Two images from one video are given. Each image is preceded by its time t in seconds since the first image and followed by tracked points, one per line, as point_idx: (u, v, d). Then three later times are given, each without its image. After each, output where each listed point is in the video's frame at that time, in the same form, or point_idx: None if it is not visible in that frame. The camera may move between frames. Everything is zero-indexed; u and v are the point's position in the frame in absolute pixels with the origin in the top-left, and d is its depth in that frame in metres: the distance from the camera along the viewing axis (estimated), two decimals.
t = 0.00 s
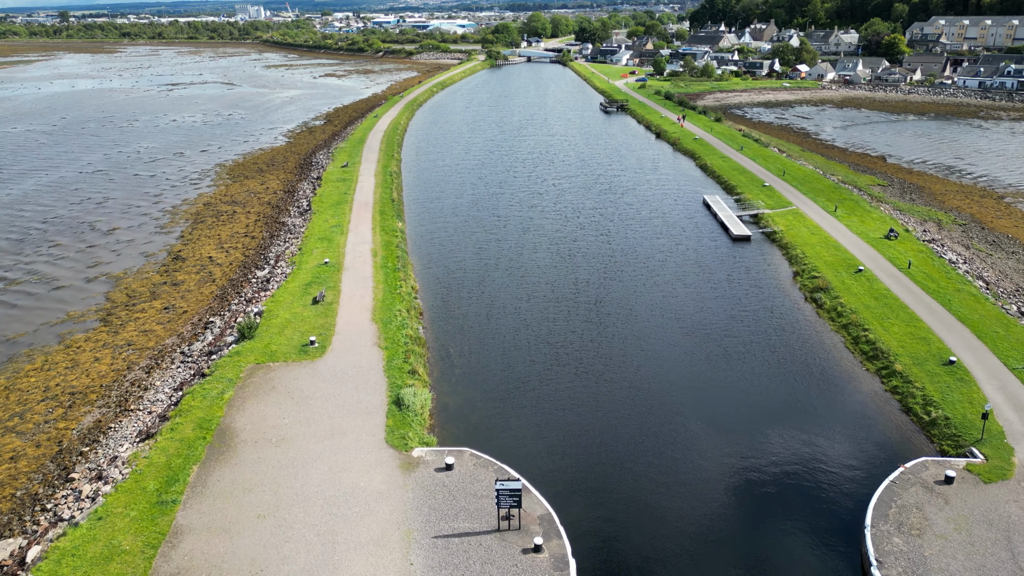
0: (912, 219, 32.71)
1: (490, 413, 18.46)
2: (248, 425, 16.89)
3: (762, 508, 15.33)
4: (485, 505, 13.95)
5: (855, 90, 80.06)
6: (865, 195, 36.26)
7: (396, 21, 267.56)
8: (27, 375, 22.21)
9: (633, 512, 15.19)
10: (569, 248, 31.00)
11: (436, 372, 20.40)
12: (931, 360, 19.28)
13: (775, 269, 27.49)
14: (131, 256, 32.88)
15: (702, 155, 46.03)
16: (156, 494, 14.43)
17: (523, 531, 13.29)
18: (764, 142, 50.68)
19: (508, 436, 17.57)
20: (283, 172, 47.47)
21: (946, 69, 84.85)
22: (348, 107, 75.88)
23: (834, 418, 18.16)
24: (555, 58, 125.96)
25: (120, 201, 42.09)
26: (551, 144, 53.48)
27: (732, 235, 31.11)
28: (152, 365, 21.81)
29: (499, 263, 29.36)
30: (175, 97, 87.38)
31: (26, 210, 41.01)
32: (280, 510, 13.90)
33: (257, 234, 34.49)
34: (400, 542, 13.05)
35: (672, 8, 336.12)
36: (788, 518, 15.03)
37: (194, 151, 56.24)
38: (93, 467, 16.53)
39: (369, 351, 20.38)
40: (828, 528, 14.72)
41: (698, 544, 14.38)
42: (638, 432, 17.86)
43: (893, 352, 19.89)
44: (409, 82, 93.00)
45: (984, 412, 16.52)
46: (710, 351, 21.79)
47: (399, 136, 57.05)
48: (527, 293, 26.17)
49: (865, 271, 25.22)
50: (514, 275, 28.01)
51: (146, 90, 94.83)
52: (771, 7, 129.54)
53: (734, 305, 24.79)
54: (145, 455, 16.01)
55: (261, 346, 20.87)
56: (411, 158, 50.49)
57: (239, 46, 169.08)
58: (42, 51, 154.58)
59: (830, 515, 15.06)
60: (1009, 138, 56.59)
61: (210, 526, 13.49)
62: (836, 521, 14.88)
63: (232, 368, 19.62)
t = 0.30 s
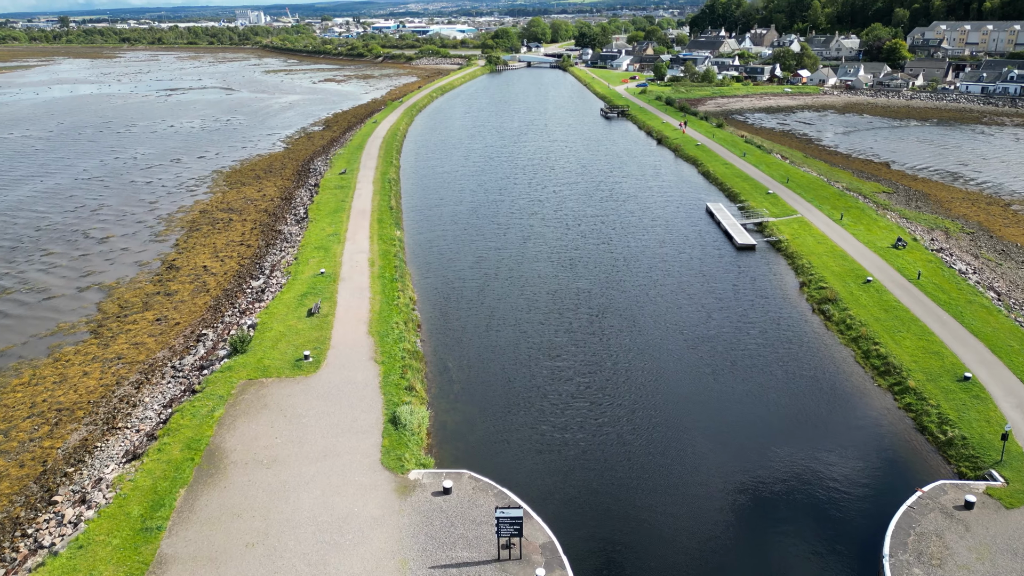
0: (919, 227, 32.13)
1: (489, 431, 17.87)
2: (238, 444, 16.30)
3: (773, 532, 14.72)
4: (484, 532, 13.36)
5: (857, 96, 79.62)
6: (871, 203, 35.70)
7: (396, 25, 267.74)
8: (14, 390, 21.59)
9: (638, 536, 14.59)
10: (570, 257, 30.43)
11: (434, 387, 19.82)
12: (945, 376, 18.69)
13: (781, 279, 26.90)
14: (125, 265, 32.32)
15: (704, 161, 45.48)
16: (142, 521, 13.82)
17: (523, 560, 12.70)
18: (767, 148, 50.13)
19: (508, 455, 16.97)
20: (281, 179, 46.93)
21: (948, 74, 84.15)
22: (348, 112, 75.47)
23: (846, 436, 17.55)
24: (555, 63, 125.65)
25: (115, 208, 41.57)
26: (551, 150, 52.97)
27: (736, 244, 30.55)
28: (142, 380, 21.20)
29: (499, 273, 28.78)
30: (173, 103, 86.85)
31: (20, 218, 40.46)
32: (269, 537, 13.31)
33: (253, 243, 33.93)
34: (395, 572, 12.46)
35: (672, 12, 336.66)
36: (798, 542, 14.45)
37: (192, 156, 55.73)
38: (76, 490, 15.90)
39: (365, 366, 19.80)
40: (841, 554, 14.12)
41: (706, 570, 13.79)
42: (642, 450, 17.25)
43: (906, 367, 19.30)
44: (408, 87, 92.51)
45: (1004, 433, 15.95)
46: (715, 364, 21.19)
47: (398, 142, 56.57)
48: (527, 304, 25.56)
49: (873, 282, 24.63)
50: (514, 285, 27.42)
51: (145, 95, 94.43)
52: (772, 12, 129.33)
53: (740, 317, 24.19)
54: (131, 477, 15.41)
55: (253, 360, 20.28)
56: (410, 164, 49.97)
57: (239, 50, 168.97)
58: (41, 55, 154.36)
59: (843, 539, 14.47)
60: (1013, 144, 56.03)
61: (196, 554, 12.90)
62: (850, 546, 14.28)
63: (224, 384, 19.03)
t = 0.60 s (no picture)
0: (926, 242, 31.60)
1: (489, 457, 17.22)
2: (227, 472, 15.64)
3: (785, 564, 14.04)
4: (484, 568, 12.70)
5: (857, 108, 79.43)
6: (876, 217, 35.19)
7: (396, 37, 268.86)
8: None
9: (644, 570, 13.91)
10: (571, 272, 29.83)
11: (432, 410, 19.18)
12: (961, 399, 18.09)
13: (787, 295, 26.33)
14: (118, 280, 31.73)
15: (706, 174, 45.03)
16: (123, 557, 13.16)
17: None
18: (769, 161, 49.73)
19: (508, 483, 16.31)
20: (278, 192, 46.44)
21: (949, 86, 84.11)
22: (347, 124, 75.18)
23: (858, 462, 16.91)
24: (555, 75, 125.67)
25: (110, 221, 41.03)
26: (551, 162, 52.51)
27: (740, 259, 29.99)
28: (130, 402, 20.54)
29: (499, 288, 28.17)
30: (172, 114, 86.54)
31: (13, 231, 39.88)
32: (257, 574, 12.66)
33: (249, 258, 33.35)
34: None
35: (671, 25, 338.07)
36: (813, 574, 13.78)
37: (189, 169, 55.26)
38: (58, 519, 15.25)
39: (360, 388, 19.17)
40: None
41: None
42: (647, 476, 16.58)
43: (919, 390, 18.70)
44: (407, 99, 92.25)
45: None
46: (722, 385, 20.54)
47: (397, 154, 56.16)
48: (527, 322, 24.95)
49: (882, 298, 24.07)
50: (514, 301, 26.81)
51: (144, 107, 94.13)
52: (772, 24, 129.63)
53: (746, 334, 23.57)
54: (114, 507, 14.74)
55: (245, 382, 19.64)
56: (409, 177, 49.53)
57: (239, 62, 169.12)
58: (41, 67, 154.29)
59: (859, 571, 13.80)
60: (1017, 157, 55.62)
61: None
62: None
63: (214, 407, 18.39)
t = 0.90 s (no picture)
0: (934, 257, 31.04)
1: (488, 483, 16.56)
2: (216, 500, 15.00)
3: None
4: None
5: (858, 120, 79.21)
6: (881, 231, 34.67)
7: (396, 49, 269.80)
8: None
9: None
10: (572, 288, 29.27)
11: (430, 433, 18.55)
12: (977, 423, 17.48)
13: (794, 312, 25.75)
14: (111, 296, 31.16)
15: (708, 188, 44.57)
16: None
17: None
18: (772, 173, 49.31)
19: (508, 511, 15.64)
20: (276, 205, 45.97)
21: (950, 99, 83.98)
22: (346, 137, 74.91)
23: (872, 488, 16.28)
24: (555, 88, 125.73)
25: (105, 235, 40.53)
26: (551, 175, 52.09)
27: (745, 274, 29.45)
28: (118, 425, 19.88)
29: (499, 304, 27.59)
30: (171, 127, 86.31)
31: (6, 245, 39.35)
32: None
33: (244, 273, 32.79)
34: None
35: (669, 38, 340.28)
36: None
37: (187, 182, 54.84)
38: (38, 551, 14.57)
39: (355, 410, 18.55)
40: None
41: None
42: (652, 503, 15.89)
43: (934, 413, 18.11)
44: (407, 112, 92.08)
45: None
46: (729, 406, 19.89)
47: (397, 167, 55.73)
48: (529, 339, 24.35)
49: (892, 316, 23.48)
50: (515, 318, 26.20)
51: (143, 119, 93.90)
52: (771, 37, 129.89)
53: (752, 353, 22.97)
54: (95, 540, 14.08)
55: (237, 404, 19.04)
56: (408, 190, 49.09)
57: (240, 74, 169.36)
58: (41, 79, 154.34)
59: None
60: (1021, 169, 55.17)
61: None
62: None
63: (203, 430, 17.75)
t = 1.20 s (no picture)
0: (941, 272, 30.50)
1: (488, 512, 15.88)
2: (202, 531, 14.34)
3: None
4: None
5: (859, 133, 79.01)
6: (887, 246, 34.15)
7: (396, 62, 270.78)
8: None
9: None
10: (574, 304, 28.69)
11: (427, 458, 17.92)
12: (996, 449, 16.86)
13: (800, 330, 25.18)
14: (103, 312, 30.59)
15: (710, 201, 44.12)
16: None
17: None
18: (774, 187, 48.91)
19: (509, 543, 14.96)
20: (273, 218, 45.50)
21: (951, 111, 83.79)
22: (346, 149, 74.63)
23: (886, 517, 15.64)
24: (555, 100, 125.79)
25: (100, 249, 40.03)
26: (552, 188, 51.67)
27: (749, 290, 28.92)
28: (105, 448, 19.24)
29: (499, 321, 26.98)
30: (170, 139, 86.03)
31: None
32: None
33: (240, 288, 32.23)
34: None
35: (667, 51, 341.74)
36: None
37: (184, 195, 54.41)
38: None
39: (350, 434, 17.92)
40: None
41: None
42: (658, 533, 15.23)
43: (950, 437, 17.49)
44: (407, 124, 91.93)
45: None
46: (735, 428, 19.28)
47: (396, 180, 55.33)
48: (529, 358, 23.72)
49: (902, 334, 22.90)
50: (515, 335, 25.58)
51: (142, 131, 93.68)
52: (771, 49, 130.18)
53: (759, 371, 22.38)
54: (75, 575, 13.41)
55: (228, 427, 18.39)
56: (407, 203, 48.63)
57: (240, 87, 169.68)
58: (42, 92, 154.54)
59: None
60: None
61: None
62: None
63: (193, 456, 17.11)
